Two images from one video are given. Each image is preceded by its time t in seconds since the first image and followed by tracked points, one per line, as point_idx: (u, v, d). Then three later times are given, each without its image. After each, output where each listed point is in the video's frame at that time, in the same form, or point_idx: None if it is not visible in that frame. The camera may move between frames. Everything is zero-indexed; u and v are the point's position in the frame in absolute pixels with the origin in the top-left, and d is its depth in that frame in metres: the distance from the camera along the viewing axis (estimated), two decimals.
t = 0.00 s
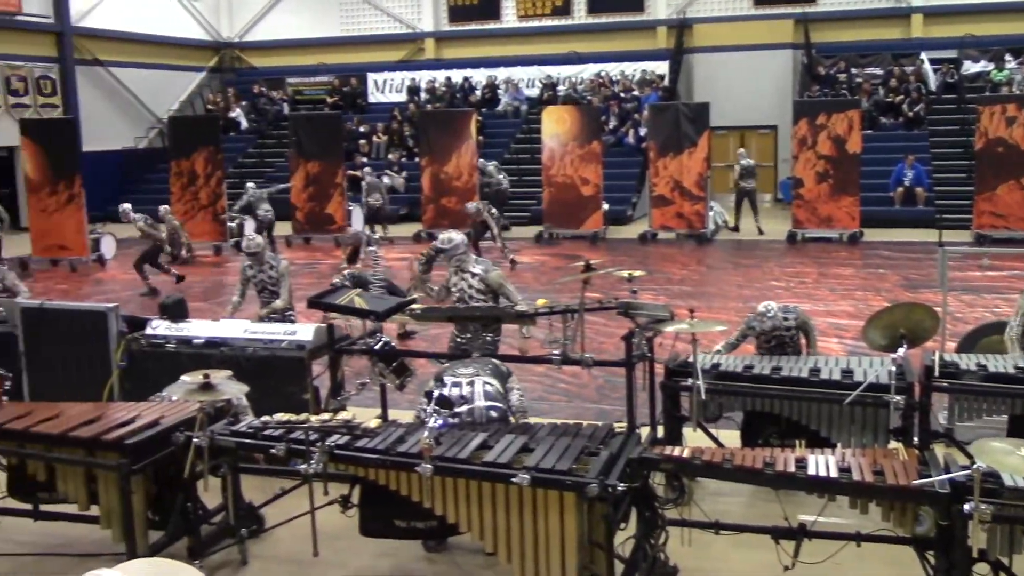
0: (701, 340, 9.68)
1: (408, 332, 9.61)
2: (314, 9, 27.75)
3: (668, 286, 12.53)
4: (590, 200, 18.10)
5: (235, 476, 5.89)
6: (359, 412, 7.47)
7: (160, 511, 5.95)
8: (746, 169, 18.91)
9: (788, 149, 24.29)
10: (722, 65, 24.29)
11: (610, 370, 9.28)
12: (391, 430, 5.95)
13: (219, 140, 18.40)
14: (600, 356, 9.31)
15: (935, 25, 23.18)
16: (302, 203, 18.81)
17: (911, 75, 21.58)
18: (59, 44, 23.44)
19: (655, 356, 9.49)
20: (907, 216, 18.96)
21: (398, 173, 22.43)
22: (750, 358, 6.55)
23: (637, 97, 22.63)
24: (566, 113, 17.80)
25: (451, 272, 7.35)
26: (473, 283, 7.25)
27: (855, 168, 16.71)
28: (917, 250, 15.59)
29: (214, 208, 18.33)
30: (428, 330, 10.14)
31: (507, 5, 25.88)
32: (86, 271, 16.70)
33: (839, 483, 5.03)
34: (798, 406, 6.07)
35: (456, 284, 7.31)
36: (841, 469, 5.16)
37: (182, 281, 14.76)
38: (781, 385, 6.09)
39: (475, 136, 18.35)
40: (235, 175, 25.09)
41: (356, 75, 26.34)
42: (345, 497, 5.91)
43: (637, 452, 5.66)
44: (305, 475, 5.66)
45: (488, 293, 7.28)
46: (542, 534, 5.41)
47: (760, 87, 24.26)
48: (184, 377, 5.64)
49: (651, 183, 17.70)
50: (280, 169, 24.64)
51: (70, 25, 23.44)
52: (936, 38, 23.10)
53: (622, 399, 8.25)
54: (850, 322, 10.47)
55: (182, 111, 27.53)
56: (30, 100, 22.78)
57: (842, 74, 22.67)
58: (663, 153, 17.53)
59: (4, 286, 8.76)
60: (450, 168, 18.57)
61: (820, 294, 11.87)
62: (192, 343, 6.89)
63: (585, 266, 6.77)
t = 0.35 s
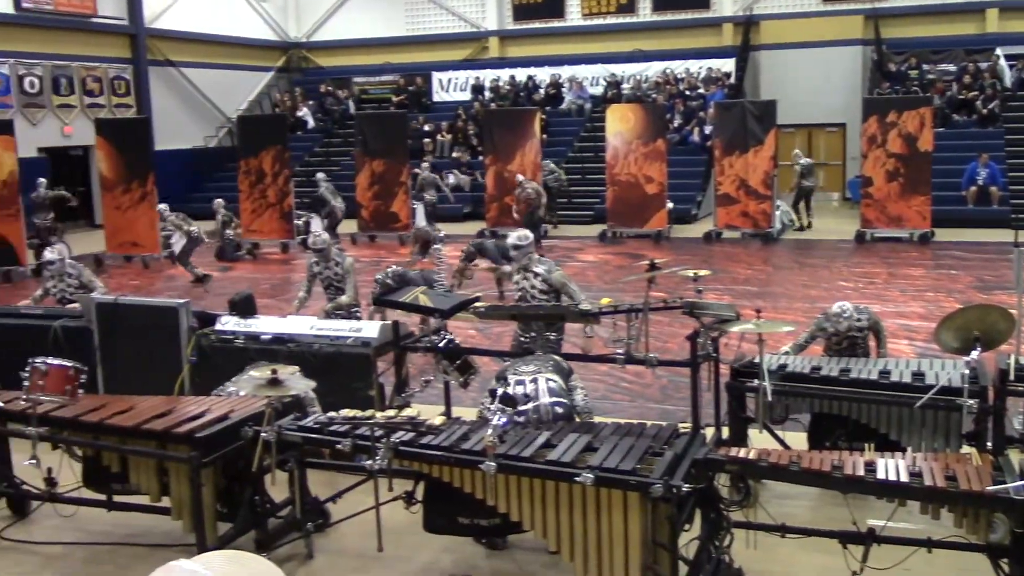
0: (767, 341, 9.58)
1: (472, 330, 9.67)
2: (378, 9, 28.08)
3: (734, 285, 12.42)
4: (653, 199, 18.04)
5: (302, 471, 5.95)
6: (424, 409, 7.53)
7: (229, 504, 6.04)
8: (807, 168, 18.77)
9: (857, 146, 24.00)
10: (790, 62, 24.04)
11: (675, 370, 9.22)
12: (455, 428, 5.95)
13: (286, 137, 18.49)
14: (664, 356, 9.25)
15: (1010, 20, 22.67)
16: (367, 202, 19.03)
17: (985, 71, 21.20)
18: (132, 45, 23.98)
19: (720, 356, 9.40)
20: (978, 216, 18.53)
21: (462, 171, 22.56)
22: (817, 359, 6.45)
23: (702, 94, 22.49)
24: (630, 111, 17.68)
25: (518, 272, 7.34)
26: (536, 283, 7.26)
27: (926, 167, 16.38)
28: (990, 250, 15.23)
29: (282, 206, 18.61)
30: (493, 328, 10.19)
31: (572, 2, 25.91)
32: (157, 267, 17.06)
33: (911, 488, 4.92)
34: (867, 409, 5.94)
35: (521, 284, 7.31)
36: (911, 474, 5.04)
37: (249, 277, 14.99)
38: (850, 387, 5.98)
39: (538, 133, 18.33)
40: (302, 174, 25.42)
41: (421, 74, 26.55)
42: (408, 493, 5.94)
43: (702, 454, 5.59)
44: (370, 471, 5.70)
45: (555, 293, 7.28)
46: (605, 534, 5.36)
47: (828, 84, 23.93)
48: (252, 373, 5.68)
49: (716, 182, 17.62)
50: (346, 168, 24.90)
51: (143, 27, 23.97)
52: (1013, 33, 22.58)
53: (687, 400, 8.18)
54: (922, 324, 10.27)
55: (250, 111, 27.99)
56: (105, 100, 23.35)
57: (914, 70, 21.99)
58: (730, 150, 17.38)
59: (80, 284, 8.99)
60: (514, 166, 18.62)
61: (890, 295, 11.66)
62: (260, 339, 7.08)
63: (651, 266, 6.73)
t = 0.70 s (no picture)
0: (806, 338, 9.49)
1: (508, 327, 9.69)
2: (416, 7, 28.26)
3: (773, 282, 12.33)
4: (690, 195, 17.93)
5: (339, 465, 5.97)
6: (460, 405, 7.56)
7: (268, 499, 6.09)
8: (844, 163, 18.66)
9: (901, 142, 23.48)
10: (831, 57, 23.86)
11: (712, 367, 9.17)
12: (492, 424, 5.93)
13: (324, 135, 18.72)
14: (702, 354, 9.20)
15: None
16: (404, 199, 19.06)
17: None
18: (174, 45, 24.28)
19: (758, 354, 9.34)
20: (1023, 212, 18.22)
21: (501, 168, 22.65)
22: (857, 357, 6.37)
23: (741, 90, 22.37)
24: (667, 107, 17.71)
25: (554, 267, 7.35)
26: (572, 278, 7.27)
27: (970, 162, 16.14)
28: None
29: (319, 202, 18.81)
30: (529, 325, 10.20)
31: None
32: (198, 263, 17.25)
33: (954, 489, 4.83)
34: (908, 408, 5.86)
35: (557, 280, 7.34)
36: (954, 474, 4.95)
37: (289, 274, 15.11)
38: (890, 386, 5.90)
39: (576, 130, 18.37)
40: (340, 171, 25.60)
41: (459, 71, 26.60)
42: (445, 489, 5.96)
43: (740, 453, 5.49)
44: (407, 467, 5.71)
45: (589, 291, 7.29)
46: (643, 531, 5.32)
47: (869, 78, 23.67)
48: (290, 369, 5.69)
49: (755, 178, 17.52)
50: (384, 165, 25.03)
51: (185, 26, 24.27)
52: None
53: (724, 397, 8.13)
54: (965, 322, 10.12)
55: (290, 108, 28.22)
56: (148, 99, 23.65)
57: (957, 65, 21.80)
58: (769, 146, 17.23)
59: (121, 280, 9.12)
60: (551, 162, 18.61)
61: (932, 292, 11.50)
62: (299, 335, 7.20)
63: (688, 262, 6.69)
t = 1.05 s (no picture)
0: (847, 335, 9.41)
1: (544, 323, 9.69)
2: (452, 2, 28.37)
3: (812, 278, 12.24)
4: (730, 190, 17.87)
5: (376, 458, 5.97)
6: (496, 399, 7.59)
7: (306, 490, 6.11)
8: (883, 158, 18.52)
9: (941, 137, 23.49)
10: (872, 51, 23.67)
11: (751, 364, 9.12)
12: (529, 419, 5.86)
13: (361, 129, 18.82)
14: (741, 350, 9.15)
15: None
16: (441, 193, 19.15)
17: None
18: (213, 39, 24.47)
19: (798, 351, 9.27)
20: None
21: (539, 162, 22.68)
22: (898, 355, 6.31)
23: (780, 85, 22.18)
24: (706, 101, 17.58)
25: (591, 263, 7.33)
26: (610, 273, 7.23)
27: (1013, 158, 15.92)
28: None
29: (357, 196, 18.78)
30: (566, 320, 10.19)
31: None
32: (237, 256, 17.37)
33: (999, 489, 4.71)
34: (950, 407, 5.78)
35: (593, 276, 7.30)
36: (997, 474, 4.83)
37: (325, 267, 15.18)
38: (932, 385, 5.83)
39: (613, 124, 18.30)
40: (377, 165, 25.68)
41: (496, 65, 26.58)
42: (481, 483, 5.96)
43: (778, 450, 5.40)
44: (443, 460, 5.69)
45: (628, 288, 7.25)
46: (679, 529, 5.19)
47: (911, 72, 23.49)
48: (328, 362, 5.67)
49: (794, 173, 17.37)
50: (420, 160, 25.06)
51: (224, 20, 24.47)
52: None
53: (763, 394, 8.08)
54: (1009, 320, 9.98)
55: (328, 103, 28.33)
56: (188, 92, 23.83)
57: (1002, 58, 21.35)
58: (808, 141, 17.07)
59: (162, 271, 9.21)
60: (588, 157, 18.61)
61: (975, 290, 11.36)
62: (337, 328, 7.27)
63: (729, 258, 6.65)
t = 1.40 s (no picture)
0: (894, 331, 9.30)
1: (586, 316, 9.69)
2: None
3: (859, 273, 12.12)
4: (775, 183, 17.71)
5: (419, 448, 5.97)
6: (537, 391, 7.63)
7: (349, 479, 6.14)
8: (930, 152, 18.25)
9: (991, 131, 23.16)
10: (921, 43, 23.42)
11: (796, 359, 9.05)
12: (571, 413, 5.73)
13: (407, 120, 18.84)
14: (785, 345, 9.09)
15: None
16: (484, 185, 19.13)
17: None
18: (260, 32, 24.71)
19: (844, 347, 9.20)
20: None
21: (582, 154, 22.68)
22: (947, 351, 6.23)
23: (827, 77, 21.96)
24: (752, 94, 17.45)
25: (635, 258, 7.27)
26: (656, 267, 7.20)
27: None
28: None
29: (400, 187, 18.95)
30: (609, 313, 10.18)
31: None
32: (280, 247, 17.54)
33: None
34: (1000, 405, 5.67)
35: (637, 271, 7.25)
36: None
37: (369, 258, 15.28)
38: (981, 382, 5.73)
39: (657, 117, 18.20)
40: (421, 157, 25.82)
41: (540, 57, 26.62)
42: (523, 475, 5.98)
43: (824, 447, 5.22)
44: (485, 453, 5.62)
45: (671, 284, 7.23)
46: (721, 525, 5.05)
47: (961, 64, 23.20)
48: (372, 352, 5.65)
49: (840, 167, 17.22)
50: (463, 152, 25.15)
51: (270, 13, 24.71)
52: None
53: (807, 390, 8.03)
54: None
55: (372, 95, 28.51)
56: (234, 84, 24.09)
57: None
58: (855, 134, 16.91)
59: (207, 262, 9.33)
60: (631, 150, 18.56)
61: None
62: (380, 319, 7.38)
63: (774, 252, 6.60)
